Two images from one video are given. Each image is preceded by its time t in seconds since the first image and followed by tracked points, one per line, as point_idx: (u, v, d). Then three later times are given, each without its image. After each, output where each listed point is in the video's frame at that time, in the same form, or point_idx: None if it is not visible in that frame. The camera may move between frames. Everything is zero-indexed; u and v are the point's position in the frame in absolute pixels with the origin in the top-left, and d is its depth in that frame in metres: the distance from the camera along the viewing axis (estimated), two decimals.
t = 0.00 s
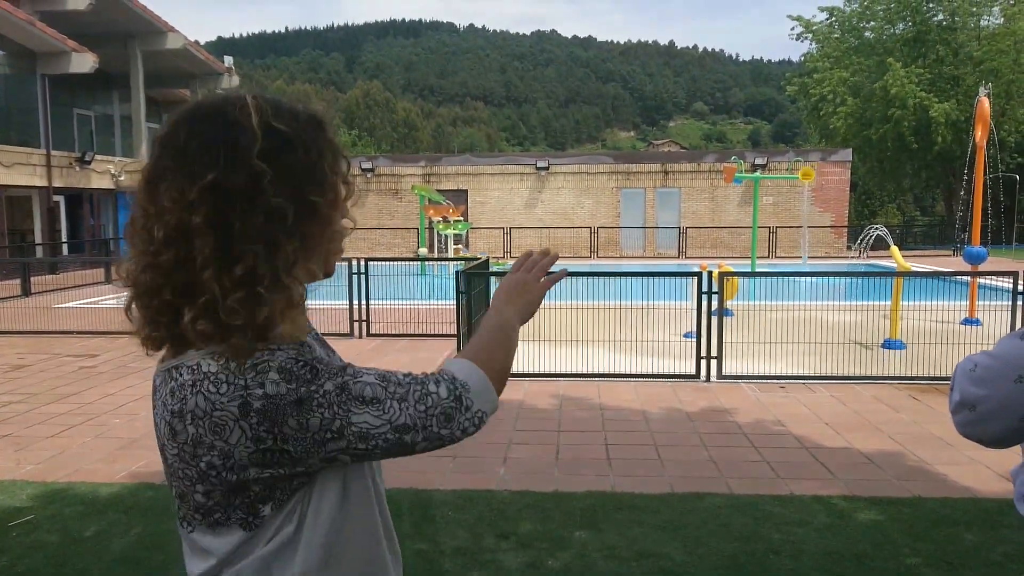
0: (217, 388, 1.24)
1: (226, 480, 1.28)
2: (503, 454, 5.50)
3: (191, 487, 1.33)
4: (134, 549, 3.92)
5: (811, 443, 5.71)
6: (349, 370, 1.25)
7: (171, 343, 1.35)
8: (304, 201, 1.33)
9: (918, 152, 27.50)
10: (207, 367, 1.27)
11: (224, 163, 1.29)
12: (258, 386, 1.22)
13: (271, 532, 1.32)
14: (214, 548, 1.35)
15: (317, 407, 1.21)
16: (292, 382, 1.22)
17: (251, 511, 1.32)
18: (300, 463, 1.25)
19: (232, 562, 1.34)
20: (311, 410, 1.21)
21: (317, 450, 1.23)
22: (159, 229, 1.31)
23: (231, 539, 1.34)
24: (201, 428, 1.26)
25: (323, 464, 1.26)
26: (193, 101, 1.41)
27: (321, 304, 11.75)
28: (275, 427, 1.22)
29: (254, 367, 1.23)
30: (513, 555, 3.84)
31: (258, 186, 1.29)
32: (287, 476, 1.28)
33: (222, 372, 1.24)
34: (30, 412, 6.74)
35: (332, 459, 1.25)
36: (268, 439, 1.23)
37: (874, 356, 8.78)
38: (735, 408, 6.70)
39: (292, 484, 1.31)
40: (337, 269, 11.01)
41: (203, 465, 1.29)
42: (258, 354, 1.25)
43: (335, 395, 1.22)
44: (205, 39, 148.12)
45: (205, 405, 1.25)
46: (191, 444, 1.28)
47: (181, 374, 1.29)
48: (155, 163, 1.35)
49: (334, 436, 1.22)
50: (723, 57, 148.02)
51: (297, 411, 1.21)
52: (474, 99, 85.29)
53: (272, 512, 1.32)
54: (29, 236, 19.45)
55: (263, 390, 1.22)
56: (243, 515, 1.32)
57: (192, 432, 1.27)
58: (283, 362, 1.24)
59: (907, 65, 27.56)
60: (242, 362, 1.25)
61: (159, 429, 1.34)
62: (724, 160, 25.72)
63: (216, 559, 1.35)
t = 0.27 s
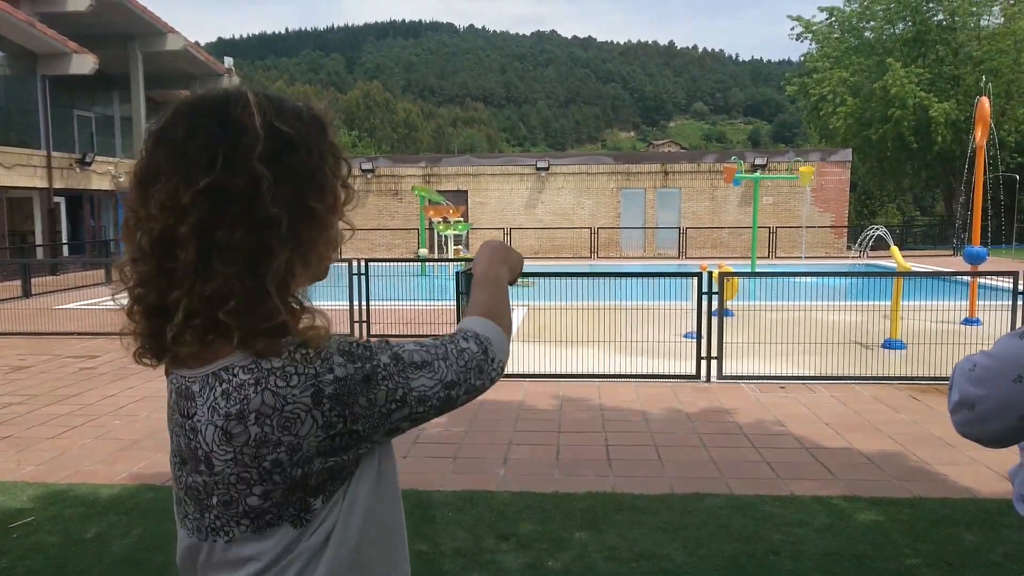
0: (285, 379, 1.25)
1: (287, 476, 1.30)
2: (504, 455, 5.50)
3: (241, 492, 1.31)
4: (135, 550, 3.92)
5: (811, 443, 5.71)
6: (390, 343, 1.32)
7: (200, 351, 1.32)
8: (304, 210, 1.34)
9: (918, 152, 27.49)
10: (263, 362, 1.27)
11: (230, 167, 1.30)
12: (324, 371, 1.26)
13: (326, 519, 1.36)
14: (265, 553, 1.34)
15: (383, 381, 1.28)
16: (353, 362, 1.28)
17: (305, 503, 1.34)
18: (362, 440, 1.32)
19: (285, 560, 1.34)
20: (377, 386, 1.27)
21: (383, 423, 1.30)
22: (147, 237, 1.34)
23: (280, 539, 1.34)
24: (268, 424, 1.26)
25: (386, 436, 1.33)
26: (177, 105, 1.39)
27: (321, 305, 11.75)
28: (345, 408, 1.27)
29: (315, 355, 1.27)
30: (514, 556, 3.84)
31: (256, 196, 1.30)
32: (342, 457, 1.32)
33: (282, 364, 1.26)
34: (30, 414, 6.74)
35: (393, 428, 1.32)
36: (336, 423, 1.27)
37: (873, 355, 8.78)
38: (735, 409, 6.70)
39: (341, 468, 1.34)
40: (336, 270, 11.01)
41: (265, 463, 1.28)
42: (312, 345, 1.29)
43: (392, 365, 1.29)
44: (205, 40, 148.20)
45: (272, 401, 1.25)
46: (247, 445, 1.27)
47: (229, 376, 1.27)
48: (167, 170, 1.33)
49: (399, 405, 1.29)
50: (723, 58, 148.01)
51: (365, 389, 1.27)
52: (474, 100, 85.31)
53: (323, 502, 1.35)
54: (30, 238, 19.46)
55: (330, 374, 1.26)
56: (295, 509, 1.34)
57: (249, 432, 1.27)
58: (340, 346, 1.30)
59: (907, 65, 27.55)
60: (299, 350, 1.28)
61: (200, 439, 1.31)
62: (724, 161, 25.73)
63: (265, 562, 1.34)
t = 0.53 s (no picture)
0: (311, 378, 1.27)
1: (309, 474, 1.32)
2: (505, 456, 5.50)
3: (262, 492, 1.32)
4: (135, 552, 3.91)
5: (811, 444, 5.71)
6: (398, 339, 1.36)
7: (213, 355, 1.32)
8: (303, 215, 1.34)
9: (918, 152, 27.49)
10: (282, 363, 1.28)
11: (231, 172, 1.30)
12: (347, 368, 1.29)
13: (342, 515, 1.39)
14: (284, 550, 1.36)
15: (401, 375, 1.31)
16: (373, 358, 1.31)
17: (323, 500, 1.36)
18: (379, 435, 1.35)
19: (303, 558, 1.37)
20: (396, 382, 1.31)
21: (400, 417, 1.34)
22: (145, 242, 1.33)
23: (296, 538, 1.36)
24: (293, 423, 1.27)
25: (400, 429, 1.37)
26: (172, 107, 1.37)
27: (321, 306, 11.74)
28: (367, 403, 1.30)
29: (335, 352, 1.30)
30: (514, 557, 3.84)
31: (255, 202, 1.30)
32: (358, 452, 1.36)
33: (305, 363, 1.28)
34: (31, 415, 6.74)
35: (406, 420, 1.36)
36: (359, 419, 1.30)
37: (873, 355, 8.78)
38: (736, 409, 6.70)
39: (355, 463, 1.37)
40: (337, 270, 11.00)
41: (288, 463, 1.30)
42: (330, 344, 1.31)
43: (407, 360, 1.33)
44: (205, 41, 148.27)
45: (299, 399, 1.26)
46: (271, 445, 1.28)
47: (250, 376, 1.28)
48: (171, 173, 1.31)
49: (415, 400, 1.34)
50: (723, 58, 148.03)
51: (385, 383, 1.30)
52: (475, 101, 85.33)
53: (338, 499, 1.38)
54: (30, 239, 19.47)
55: (352, 371, 1.29)
56: (313, 505, 1.36)
57: (275, 431, 1.27)
58: (355, 344, 1.33)
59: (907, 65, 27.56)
60: (318, 350, 1.30)
61: (218, 442, 1.30)
62: (724, 161, 25.73)
63: (282, 561, 1.36)
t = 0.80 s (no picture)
0: (306, 376, 1.27)
1: (307, 471, 1.32)
2: (506, 456, 5.50)
3: (262, 489, 1.33)
4: (136, 552, 3.91)
5: (812, 443, 5.70)
6: (394, 336, 1.35)
7: (210, 355, 1.33)
8: (302, 222, 1.33)
9: (920, 151, 27.46)
10: (280, 361, 1.28)
11: (232, 175, 1.30)
12: (341, 365, 1.28)
13: (341, 512, 1.39)
14: (284, 545, 1.37)
15: (395, 372, 1.30)
16: (368, 355, 1.30)
17: (320, 497, 1.36)
18: (375, 430, 1.34)
19: (303, 552, 1.37)
20: (391, 379, 1.30)
21: (396, 414, 1.32)
22: (149, 239, 1.33)
23: (297, 533, 1.37)
24: (290, 421, 1.27)
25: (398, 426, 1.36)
26: (181, 109, 1.38)
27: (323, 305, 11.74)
28: (362, 399, 1.29)
29: (331, 351, 1.29)
30: (516, 557, 3.84)
31: (255, 206, 1.30)
32: (355, 448, 1.35)
33: (300, 362, 1.28)
34: (32, 415, 6.74)
35: (403, 417, 1.34)
36: (355, 416, 1.30)
37: (873, 355, 8.76)
38: (737, 409, 6.70)
39: (353, 458, 1.37)
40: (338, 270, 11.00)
41: (286, 460, 1.30)
42: (326, 343, 1.30)
43: (402, 357, 1.31)
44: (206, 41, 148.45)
45: (294, 396, 1.27)
46: (268, 444, 1.28)
47: (247, 376, 1.28)
48: (173, 174, 1.32)
49: (411, 399, 1.32)
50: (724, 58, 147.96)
51: (379, 381, 1.29)
52: (476, 100, 85.32)
53: (338, 493, 1.38)
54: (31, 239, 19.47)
55: (347, 368, 1.28)
56: (311, 503, 1.36)
57: (272, 429, 1.27)
58: (350, 341, 1.32)
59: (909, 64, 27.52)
60: (315, 348, 1.30)
61: (218, 440, 1.31)
62: (726, 160, 25.70)
63: (282, 555, 1.37)
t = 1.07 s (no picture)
0: (302, 372, 1.28)
1: (308, 463, 1.34)
2: (507, 456, 5.50)
3: (266, 481, 1.35)
4: (138, 551, 3.92)
5: (814, 444, 5.70)
6: (390, 329, 1.36)
7: (216, 352, 1.35)
8: (318, 230, 1.35)
9: (922, 151, 27.45)
10: (280, 356, 1.30)
11: (253, 177, 1.33)
12: (338, 359, 1.30)
13: (343, 504, 1.40)
14: (289, 536, 1.39)
15: (389, 365, 1.32)
16: (361, 349, 1.32)
17: (323, 488, 1.38)
18: (373, 421, 1.35)
19: (308, 542, 1.39)
20: (386, 372, 1.31)
21: (391, 406, 1.34)
22: (166, 239, 1.37)
23: (303, 522, 1.39)
24: (289, 416, 1.29)
25: (395, 416, 1.37)
26: (215, 113, 1.41)
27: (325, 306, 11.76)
28: (357, 392, 1.31)
29: (329, 346, 1.31)
30: (517, 557, 3.84)
31: (273, 209, 1.32)
32: (355, 439, 1.37)
33: (299, 357, 1.29)
34: (35, 415, 6.76)
35: (400, 409, 1.36)
36: (352, 409, 1.31)
37: (875, 355, 8.75)
38: (739, 409, 6.70)
39: (354, 450, 1.38)
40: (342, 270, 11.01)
41: (288, 452, 1.32)
42: (326, 337, 1.32)
43: (396, 349, 1.33)
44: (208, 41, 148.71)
45: (292, 392, 1.28)
46: (268, 439, 1.31)
47: (246, 373, 1.30)
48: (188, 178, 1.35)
49: (407, 390, 1.33)
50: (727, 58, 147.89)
51: (374, 374, 1.31)
52: (478, 101, 85.34)
53: (341, 484, 1.39)
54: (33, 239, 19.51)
55: (344, 362, 1.30)
56: (315, 494, 1.38)
57: (272, 425, 1.30)
58: (345, 335, 1.33)
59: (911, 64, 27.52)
60: (316, 343, 1.31)
61: (223, 435, 1.33)
62: (728, 160, 25.71)
63: (288, 546, 1.39)
